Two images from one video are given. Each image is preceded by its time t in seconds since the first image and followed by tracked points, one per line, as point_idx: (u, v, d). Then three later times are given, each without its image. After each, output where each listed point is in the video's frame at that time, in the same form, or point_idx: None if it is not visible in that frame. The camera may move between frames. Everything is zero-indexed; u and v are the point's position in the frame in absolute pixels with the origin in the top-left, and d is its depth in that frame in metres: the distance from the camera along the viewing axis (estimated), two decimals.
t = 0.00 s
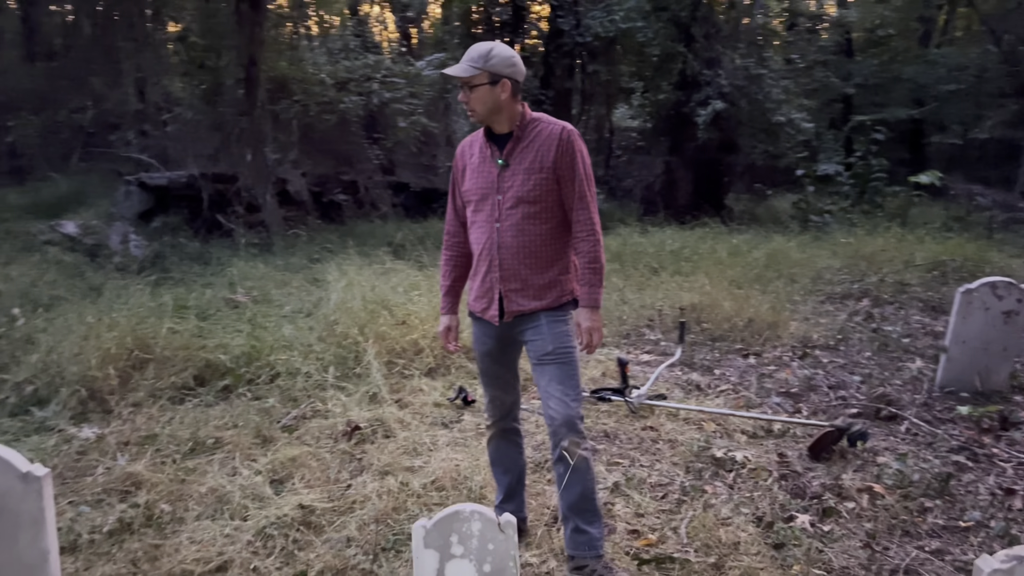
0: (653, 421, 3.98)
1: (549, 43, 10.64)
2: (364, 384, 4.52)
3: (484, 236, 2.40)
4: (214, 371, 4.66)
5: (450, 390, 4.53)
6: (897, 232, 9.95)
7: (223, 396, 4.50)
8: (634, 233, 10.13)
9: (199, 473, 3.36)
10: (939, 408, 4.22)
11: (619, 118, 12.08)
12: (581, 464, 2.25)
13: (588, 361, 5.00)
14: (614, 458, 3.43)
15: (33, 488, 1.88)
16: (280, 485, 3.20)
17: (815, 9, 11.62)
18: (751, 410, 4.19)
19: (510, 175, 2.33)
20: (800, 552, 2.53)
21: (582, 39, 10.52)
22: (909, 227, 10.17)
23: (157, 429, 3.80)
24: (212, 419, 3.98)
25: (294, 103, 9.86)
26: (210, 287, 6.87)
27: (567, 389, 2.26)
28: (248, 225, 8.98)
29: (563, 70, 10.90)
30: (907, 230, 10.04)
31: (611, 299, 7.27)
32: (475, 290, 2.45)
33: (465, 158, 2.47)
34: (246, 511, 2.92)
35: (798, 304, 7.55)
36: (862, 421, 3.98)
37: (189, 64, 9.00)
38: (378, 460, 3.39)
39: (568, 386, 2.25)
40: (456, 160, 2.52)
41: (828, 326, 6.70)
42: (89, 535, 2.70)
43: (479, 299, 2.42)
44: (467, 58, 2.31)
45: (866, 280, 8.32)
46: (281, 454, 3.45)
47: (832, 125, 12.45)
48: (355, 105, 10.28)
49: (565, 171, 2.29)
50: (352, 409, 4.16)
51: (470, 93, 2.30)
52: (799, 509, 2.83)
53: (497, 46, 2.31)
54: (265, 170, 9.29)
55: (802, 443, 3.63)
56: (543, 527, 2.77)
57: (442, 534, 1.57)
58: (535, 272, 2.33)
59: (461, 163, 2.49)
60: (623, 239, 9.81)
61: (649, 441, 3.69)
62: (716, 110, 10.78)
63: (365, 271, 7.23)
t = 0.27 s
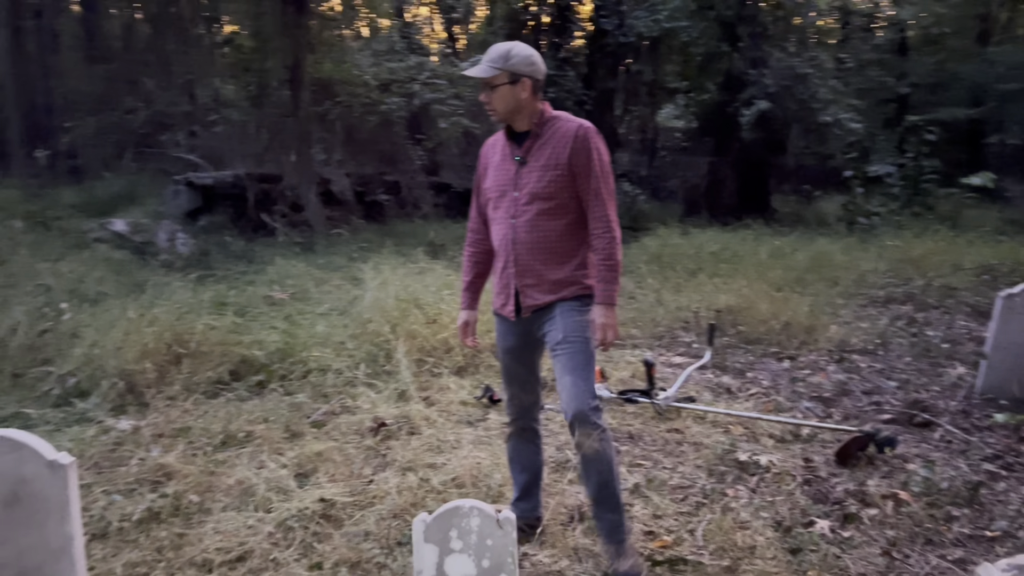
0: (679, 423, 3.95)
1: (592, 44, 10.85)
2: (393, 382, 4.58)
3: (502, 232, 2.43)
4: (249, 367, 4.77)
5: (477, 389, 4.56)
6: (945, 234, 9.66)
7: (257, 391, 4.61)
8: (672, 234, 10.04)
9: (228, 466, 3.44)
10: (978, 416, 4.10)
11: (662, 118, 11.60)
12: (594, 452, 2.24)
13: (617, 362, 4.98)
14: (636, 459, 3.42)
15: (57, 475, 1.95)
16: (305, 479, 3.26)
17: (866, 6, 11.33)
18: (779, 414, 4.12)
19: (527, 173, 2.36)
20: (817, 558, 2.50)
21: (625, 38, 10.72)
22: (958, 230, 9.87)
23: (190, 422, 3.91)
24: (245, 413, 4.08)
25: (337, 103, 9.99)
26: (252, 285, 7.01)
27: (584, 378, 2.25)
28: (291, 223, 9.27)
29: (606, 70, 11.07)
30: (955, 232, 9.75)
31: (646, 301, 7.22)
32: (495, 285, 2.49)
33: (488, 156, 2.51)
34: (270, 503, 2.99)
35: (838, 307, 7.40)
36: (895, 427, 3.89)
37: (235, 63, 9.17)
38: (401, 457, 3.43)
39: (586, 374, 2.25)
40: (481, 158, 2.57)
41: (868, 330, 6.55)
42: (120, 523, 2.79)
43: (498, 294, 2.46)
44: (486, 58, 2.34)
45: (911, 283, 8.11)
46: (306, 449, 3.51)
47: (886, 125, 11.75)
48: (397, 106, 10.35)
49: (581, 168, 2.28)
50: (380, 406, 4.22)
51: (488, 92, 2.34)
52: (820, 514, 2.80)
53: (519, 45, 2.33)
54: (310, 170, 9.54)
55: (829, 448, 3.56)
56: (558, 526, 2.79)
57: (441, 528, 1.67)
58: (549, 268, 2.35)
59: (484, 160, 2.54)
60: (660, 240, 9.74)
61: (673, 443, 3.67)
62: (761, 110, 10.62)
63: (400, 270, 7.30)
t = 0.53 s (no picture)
0: (707, 426, 3.90)
1: (636, 43, 10.68)
2: (424, 380, 4.63)
3: (536, 230, 2.48)
4: (285, 363, 4.86)
5: (506, 388, 4.58)
6: (997, 236, 9.36)
7: (292, 386, 4.70)
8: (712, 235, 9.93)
9: (259, 459, 3.51)
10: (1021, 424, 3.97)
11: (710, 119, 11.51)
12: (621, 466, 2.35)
13: (648, 364, 4.96)
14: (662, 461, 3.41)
15: (87, 464, 2.02)
16: (333, 473, 3.32)
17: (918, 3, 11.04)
18: (812, 418, 4.06)
19: (563, 173, 2.40)
20: (839, 564, 2.48)
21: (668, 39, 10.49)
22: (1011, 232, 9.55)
23: (224, 416, 4.01)
24: (279, 407, 4.16)
25: (380, 104, 10.21)
26: (294, 283, 7.14)
27: (596, 396, 2.33)
28: (333, 223, 9.32)
29: (649, 70, 10.86)
30: (1007, 235, 9.44)
31: (683, 302, 7.16)
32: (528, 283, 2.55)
33: (535, 155, 2.57)
34: (298, 496, 3.04)
35: (881, 310, 7.23)
36: (930, 434, 3.80)
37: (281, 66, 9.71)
38: (427, 454, 3.46)
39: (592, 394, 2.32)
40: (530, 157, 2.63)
41: (912, 334, 6.39)
42: (153, 512, 2.88)
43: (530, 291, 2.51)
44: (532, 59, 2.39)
45: (959, 287, 7.88)
46: (335, 444, 3.57)
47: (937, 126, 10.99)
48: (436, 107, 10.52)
49: (612, 172, 2.30)
50: (410, 403, 4.26)
51: (532, 91, 2.39)
52: (844, 519, 2.76)
53: (568, 46, 2.37)
54: (352, 170, 9.62)
55: (861, 454, 3.50)
56: (579, 525, 2.80)
57: (450, 522, 1.75)
58: (575, 269, 2.38)
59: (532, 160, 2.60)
60: (699, 242, 9.64)
61: (701, 446, 3.64)
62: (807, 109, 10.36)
63: (436, 269, 7.36)
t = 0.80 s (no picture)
0: (737, 426, 3.82)
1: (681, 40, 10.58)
2: (454, 376, 4.64)
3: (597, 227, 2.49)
4: (319, 357, 4.93)
5: (535, 386, 4.57)
6: None
7: (326, 380, 4.77)
8: (753, 236, 9.77)
9: (289, 451, 3.57)
10: None
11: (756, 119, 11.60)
12: (690, 473, 2.36)
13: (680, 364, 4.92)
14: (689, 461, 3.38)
15: (114, 450, 2.10)
16: (359, 467, 3.35)
17: None
18: (846, 420, 3.97)
19: (624, 171, 2.39)
20: (865, 567, 2.43)
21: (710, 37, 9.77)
22: None
23: (257, 408, 4.08)
24: (311, 401, 4.22)
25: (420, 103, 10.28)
26: (332, 279, 7.25)
27: (665, 406, 2.32)
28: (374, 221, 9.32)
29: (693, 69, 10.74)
30: None
31: (720, 302, 7.07)
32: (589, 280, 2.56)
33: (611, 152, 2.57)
34: (323, 488, 3.08)
35: (926, 313, 7.04)
36: (969, 438, 3.69)
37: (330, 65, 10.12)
38: (453, 448, 3.47)
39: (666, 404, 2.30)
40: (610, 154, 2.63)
41: (958, 337, 6.20)
42: (182, 500, 2.95)
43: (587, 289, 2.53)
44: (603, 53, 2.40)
45: (1009, 290, 7.62)
46: (362, 438, 3.60)
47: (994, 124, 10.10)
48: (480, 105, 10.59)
49: (665, 173, 2.25)
50: (439, 398, 4.28)
51: (602, 86, 2.41)
52: (873, 523, 2.71)
53: (643, 41, 2.36)
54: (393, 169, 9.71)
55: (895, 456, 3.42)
56: (601, 522, 2.79)
57: (457, 515, 1.86)
58: (625, 270, 2.36)
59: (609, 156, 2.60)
60: (740, 242, 9.51)
61: (729, 445, 3.58)
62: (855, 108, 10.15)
63: (471, 267, 7.38)
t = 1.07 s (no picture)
0: (763, 429, 3.67)
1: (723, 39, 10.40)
2: (479, 375, 4.63)
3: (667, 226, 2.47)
4: (347, 355, 4.96)
5: (560, 387, 4.53)
6: None
7: (352, 377, 4.80)
8: (792, 237, 9.57)
9: (312, 447, 3.59)
10: None
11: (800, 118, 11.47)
12: (734, 480, 2.33)
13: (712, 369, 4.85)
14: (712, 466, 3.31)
15: (130, 444, 2.11)
16: (377, 465, 3.35)
17: None
18: (877, 426, 3.85)
19: (687, 168, 2.36)
20: None
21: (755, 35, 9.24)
22: None
23: (282, 404, 4.12)
24: (336, 397, 4.24)
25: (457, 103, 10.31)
26: (365, 277, 7.30)
27: (716, 411, 2.29)
28: (411, 220, 9.41)
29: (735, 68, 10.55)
30: None
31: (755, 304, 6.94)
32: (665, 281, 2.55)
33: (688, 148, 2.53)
34: (342, 484, 3.09)
35: (971, 317, 6.80)
36: (1007, 448, 3.55)
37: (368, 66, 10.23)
38: (472, 448, 3.45)
39: (715, 411, 2.27)
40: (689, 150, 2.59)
41: (1004, 344, 5.98)
42: (202, 493, 2.99)
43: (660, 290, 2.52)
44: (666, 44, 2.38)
45: None
46: (384, 436, 3.60)
47: None
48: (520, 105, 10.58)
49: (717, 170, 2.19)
50: (463, 397, 4.27)
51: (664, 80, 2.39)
52: (900, 533, 2.62)
53: (709, 27, 2.32)
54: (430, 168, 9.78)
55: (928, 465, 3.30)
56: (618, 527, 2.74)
57: (458, 515, 1.87)
58: (684, 271, 2.33)
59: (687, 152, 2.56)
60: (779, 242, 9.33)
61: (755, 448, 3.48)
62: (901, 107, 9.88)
63: (502, 266, 7.35)
